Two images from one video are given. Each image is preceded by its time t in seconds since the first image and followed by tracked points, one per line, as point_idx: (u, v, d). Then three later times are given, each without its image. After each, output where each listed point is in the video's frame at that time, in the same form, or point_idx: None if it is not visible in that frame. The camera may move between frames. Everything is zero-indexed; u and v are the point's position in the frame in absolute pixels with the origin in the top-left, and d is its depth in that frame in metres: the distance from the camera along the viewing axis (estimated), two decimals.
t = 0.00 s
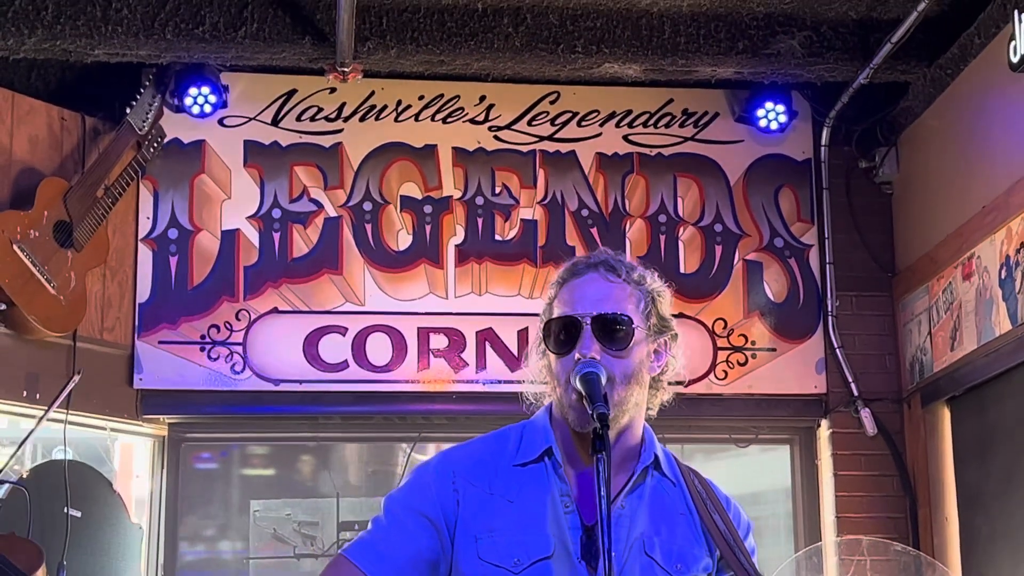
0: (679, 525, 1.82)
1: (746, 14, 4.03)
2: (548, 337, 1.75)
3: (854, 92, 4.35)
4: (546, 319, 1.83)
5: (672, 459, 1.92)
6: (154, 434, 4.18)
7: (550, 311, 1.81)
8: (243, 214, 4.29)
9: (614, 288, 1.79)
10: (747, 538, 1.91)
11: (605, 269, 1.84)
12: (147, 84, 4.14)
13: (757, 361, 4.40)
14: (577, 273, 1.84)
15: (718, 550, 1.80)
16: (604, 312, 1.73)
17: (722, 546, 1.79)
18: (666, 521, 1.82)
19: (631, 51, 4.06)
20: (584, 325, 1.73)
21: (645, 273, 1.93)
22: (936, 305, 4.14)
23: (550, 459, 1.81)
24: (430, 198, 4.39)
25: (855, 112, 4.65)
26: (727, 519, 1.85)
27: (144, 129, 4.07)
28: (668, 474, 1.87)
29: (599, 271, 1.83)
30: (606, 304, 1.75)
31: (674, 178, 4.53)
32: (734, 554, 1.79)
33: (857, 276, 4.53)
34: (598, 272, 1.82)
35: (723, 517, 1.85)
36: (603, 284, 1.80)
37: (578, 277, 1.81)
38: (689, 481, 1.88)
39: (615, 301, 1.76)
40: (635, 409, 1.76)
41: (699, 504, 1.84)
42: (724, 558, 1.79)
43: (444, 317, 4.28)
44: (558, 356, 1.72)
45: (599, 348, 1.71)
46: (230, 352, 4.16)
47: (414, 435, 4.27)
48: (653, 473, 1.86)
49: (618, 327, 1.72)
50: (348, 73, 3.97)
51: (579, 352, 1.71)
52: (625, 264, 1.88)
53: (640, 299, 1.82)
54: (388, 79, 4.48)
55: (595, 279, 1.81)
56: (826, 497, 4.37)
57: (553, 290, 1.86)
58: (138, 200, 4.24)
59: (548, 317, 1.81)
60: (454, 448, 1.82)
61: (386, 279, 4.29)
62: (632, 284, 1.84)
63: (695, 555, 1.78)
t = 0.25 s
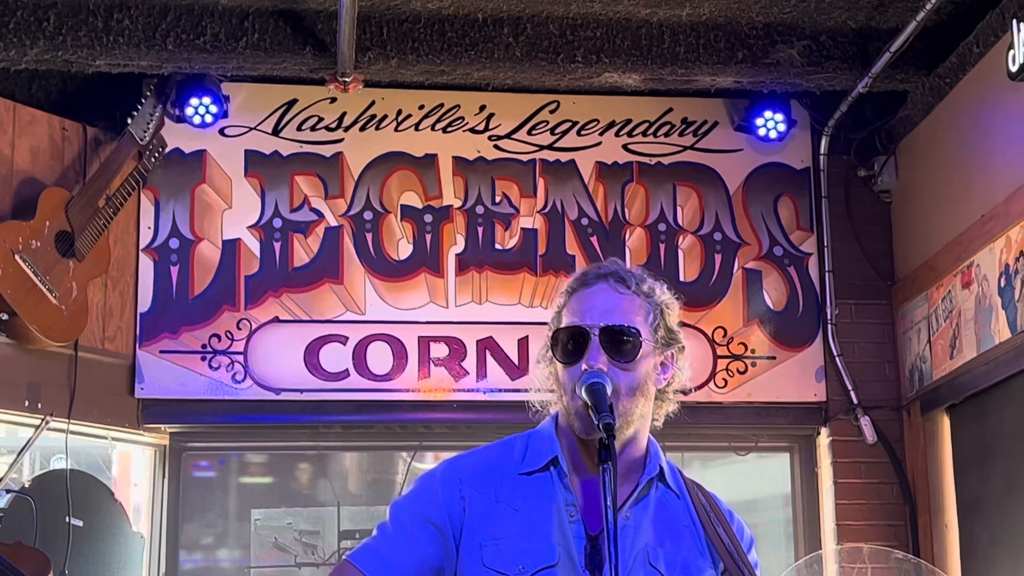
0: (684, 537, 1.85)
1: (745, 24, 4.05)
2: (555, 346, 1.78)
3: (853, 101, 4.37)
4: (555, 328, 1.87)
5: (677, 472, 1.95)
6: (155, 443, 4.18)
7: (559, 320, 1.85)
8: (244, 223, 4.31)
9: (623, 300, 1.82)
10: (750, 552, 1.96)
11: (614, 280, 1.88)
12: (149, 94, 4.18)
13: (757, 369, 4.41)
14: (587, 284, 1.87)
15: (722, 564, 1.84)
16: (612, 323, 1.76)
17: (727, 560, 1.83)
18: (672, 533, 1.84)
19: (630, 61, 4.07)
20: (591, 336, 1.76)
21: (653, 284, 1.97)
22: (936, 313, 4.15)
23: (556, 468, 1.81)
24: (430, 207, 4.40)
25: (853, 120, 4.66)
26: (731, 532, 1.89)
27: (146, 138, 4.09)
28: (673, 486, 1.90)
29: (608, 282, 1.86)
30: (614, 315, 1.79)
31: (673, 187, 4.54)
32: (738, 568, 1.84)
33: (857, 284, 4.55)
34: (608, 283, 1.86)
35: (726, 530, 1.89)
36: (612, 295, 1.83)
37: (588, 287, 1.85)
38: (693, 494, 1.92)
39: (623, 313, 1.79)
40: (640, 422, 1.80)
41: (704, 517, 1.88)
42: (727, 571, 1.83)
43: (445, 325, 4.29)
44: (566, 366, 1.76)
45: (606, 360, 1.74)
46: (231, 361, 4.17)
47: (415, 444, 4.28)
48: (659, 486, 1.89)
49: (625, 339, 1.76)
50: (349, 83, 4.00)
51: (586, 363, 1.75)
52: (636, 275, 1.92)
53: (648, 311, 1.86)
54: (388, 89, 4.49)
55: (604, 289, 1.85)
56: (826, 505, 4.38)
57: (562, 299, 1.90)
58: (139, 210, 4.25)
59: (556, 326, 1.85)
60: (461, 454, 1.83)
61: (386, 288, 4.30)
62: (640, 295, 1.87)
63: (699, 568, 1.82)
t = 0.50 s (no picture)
0: (681, 544, 1.90)
1: (742, 29, 4.06)
2: (557, 351, 1.81)
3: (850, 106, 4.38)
4: (556, 333, 1.90)
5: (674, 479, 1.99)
6: (155, 448, 4.19)
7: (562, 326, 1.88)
8: (243, 229, 4.31)
9: (626, 307, 1.85)
10: (746, 557, 2.00)
11: (616, 288, 1.91)
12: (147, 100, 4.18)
13: (755, 374, 4.41)
14: (589, 291, 1.90)
15: (719, 570, 1.88)
16: (616, 330, 1.80)
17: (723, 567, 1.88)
18: (670, 541, 1.89)
19: (628, 66, 4.08)
20: (595, 342, 1.79)
21: (654, 292, 2.01)
22: (933, 317, 4.16)
23: (554, 476, 1.86)
24: (429, 212, 4.41)
25: (851, 125, 4.67)
26: (728, 539, 1.94)
27: (144, 144, 4.10)
28: (670, 495, 1.95)
29: (611, 290, 1.90)
30: (617, 322, 1.82)
31: (671, 192, 4.55)
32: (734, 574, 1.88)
33: (854, 288, 4.56)
34: (611, 290, 1.89)
35: (723, 536, 1.94)
36: (616, 302, 1.86)
37: (591, 295, 1.88)
38: (690, 501, 1.97)
39: (626, 321, 1.82)
40: (640, 429, 1.84)
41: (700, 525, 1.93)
42: None
43: (443, 331, 4.30)
44: (568, 371, 1.79)
45: (609, 366, 1.77)
46: (230, 367, 4.17)
47: (414, 449, 4.29)
48: (657, 494, 1.94)
49: (628, 347, 1.79)
50: (347, 89, 4.00)
51: (589, 369, 1.78)
52: (638, 284, 1.96)
53: (650, 319, 1.89)
54: (387, 94, 4.51)
55: (607, 297, 1.88)
56: (824, 509, 4.38)
57: (564, 305, 1.93)
58: (137, 215, 4.25)
59: (558, 332, 1.88)
60: (459, 461, 1.88)
61: (385, 294, 4.31)
62: (642, 303, 1.90)
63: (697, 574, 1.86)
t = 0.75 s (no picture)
0: (677, 547, 1.91)
1: (739, 33, 4.08)
2: (556, 357, 1.82)
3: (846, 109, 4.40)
4: (553, 340, 1.91)
5: (669, 484, 2.02)
6: (153, 453, 4.19)
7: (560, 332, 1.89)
8: (240, 233, 4.31)
9: (624, 313, 1.87)
10: (741, 557, 2.01)
11: (613, 295, 1.93)
12: (145, 105, 4.21)
13: (752, 377, 4.42)
14: (586, 297, 1.92)
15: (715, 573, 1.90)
16: (615, 335, 1.81)
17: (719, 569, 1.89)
18: (667, 544, 1.91)
19: (625, 70, 4.09)
20: (594, 347, 1.80)
21: (649, 300, 2.02)
22: (930, 320, 4.17)
23: (553, 487, 1.89)
24: (427, 216, 4.41)
25: (847, 129, 4.68)
26: (723, 541, 1.95)
27: (142, 149, 4.10)
28: (666, 500, 1.97)
29: (609, 296, 1.91)
30: (615, 327, 1.83)
31: (668, 196, 4.56)
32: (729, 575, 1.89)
33: (850, 291, 4.57)
34: (608, 297, 1.91)
35: (719, 539, 1.95)
36: (614, 308, 1.88)
37: (589, 301, 1.90)
38: (684, 505, 1.99)
39: (624, 326, 1.84)
40: (636, 436, 1.84)
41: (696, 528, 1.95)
42: None
43: (441, 335, 4.30)
44: (567, 376, 1.80)
45: (609, 371, 1.78)
46: (228, 371, 4.17)
47: (412, 453, 4.29)
48: (654, 500, 1.96)
49: (627, 352, 1.80)
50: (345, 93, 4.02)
51: (588, 374, 1.79)
52: (634, 292, 1.97)
53: (648, 325, 1.90)
54: (384, 99, 4.51)
55: (605, 304, 1.89)
56: (821, 512, 4.39)
57: (562, 312, 1.94)
58: (135, 220, 4.26)
59: (555, 339, 1.89)
60: (458, 475, 1.90)
61: (383, 298, 4.31)
62: (639, 310, 1.92)
63: None
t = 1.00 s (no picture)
0: (688, 548, 1.92)
1: (737, 34, 4.09)
2: (563, 357, 1.86)
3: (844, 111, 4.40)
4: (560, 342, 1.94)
5: (678, 482, 2.03)
6: (152, 455, 4.19)
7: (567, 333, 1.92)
8: (239, 235, 4.32)
9: (628, 313, 1.90)
10: (752, 554, 2.04)
11: (618, 297, 1.97)
12: (144, 107, 4.19)
13: (751, 378, 4.43)
14: (591, 299, 1.96)
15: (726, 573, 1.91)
16: (621, 334, 1.84)
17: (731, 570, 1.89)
18: (677, 546, 1.91)
19: (624, 72, 4.10)
20: (601, 346, 1.84)
21: (652, 303, 2.06)
22: (928, 321, 4.18)
23: (562, 492, 1.89)
24: (425, 218, 4.42)
25: (845, 130, 4.69)
26: (733, 539, 1.96)
27: (140, 151, 4.08)
28: (675, 500, 1.98)
29: (614, 298, 1.95)
30: (621, 326, 1.87)
31: (667, 197, 4.56)
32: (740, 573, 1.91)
33: (849, 292, 4.57)
34: (613, 298, 1.95)
35: (729, 537, 1.97)
36: (618, 309, 1.91)
37: (595, 302, 1.93)
38: (694, 504, 1.99)
39: (630, 325, 1.87)
40: (643, 435, 1.86)
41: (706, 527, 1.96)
42: None
43: (439, 336, 4.30)
44: (575, 375, 1.83)
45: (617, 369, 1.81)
46: (227, 373, 4.18)
47: (411, 455, 4.29)
48: (663, 500, 1.96)
49: (634, 350, 1.83)
50: (344, 95, 3.98)
51: (596, 372, 1.82)
52: (637, 294, 2.01)
53: (652, 326, 1.94)
54: (382, 101, 4.51)
55: (610, 304, 1.93)
56: (820, 512, 4.40)
57: (568, 314, 1.98)
58: (134, 222, 4.27)
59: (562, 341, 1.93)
60: (468, 482, 1.90)
61: (382, 300, 4.31)
62: (643, 311, 1.96)
63: None
